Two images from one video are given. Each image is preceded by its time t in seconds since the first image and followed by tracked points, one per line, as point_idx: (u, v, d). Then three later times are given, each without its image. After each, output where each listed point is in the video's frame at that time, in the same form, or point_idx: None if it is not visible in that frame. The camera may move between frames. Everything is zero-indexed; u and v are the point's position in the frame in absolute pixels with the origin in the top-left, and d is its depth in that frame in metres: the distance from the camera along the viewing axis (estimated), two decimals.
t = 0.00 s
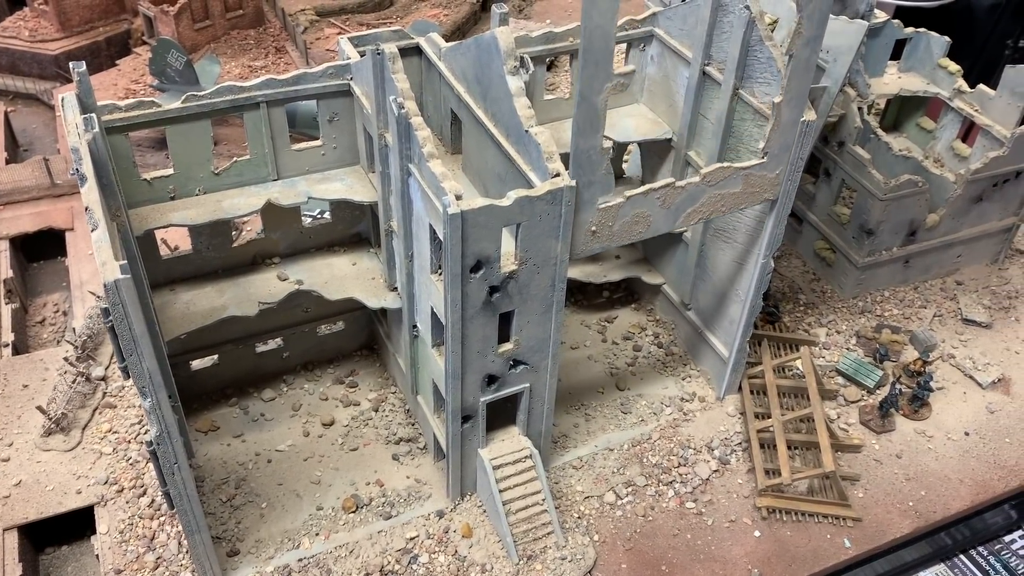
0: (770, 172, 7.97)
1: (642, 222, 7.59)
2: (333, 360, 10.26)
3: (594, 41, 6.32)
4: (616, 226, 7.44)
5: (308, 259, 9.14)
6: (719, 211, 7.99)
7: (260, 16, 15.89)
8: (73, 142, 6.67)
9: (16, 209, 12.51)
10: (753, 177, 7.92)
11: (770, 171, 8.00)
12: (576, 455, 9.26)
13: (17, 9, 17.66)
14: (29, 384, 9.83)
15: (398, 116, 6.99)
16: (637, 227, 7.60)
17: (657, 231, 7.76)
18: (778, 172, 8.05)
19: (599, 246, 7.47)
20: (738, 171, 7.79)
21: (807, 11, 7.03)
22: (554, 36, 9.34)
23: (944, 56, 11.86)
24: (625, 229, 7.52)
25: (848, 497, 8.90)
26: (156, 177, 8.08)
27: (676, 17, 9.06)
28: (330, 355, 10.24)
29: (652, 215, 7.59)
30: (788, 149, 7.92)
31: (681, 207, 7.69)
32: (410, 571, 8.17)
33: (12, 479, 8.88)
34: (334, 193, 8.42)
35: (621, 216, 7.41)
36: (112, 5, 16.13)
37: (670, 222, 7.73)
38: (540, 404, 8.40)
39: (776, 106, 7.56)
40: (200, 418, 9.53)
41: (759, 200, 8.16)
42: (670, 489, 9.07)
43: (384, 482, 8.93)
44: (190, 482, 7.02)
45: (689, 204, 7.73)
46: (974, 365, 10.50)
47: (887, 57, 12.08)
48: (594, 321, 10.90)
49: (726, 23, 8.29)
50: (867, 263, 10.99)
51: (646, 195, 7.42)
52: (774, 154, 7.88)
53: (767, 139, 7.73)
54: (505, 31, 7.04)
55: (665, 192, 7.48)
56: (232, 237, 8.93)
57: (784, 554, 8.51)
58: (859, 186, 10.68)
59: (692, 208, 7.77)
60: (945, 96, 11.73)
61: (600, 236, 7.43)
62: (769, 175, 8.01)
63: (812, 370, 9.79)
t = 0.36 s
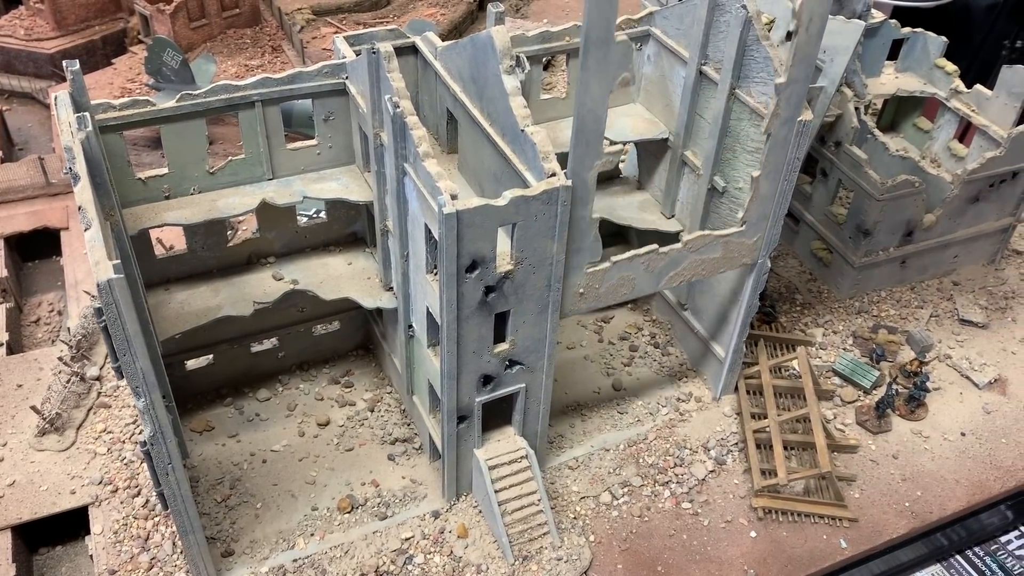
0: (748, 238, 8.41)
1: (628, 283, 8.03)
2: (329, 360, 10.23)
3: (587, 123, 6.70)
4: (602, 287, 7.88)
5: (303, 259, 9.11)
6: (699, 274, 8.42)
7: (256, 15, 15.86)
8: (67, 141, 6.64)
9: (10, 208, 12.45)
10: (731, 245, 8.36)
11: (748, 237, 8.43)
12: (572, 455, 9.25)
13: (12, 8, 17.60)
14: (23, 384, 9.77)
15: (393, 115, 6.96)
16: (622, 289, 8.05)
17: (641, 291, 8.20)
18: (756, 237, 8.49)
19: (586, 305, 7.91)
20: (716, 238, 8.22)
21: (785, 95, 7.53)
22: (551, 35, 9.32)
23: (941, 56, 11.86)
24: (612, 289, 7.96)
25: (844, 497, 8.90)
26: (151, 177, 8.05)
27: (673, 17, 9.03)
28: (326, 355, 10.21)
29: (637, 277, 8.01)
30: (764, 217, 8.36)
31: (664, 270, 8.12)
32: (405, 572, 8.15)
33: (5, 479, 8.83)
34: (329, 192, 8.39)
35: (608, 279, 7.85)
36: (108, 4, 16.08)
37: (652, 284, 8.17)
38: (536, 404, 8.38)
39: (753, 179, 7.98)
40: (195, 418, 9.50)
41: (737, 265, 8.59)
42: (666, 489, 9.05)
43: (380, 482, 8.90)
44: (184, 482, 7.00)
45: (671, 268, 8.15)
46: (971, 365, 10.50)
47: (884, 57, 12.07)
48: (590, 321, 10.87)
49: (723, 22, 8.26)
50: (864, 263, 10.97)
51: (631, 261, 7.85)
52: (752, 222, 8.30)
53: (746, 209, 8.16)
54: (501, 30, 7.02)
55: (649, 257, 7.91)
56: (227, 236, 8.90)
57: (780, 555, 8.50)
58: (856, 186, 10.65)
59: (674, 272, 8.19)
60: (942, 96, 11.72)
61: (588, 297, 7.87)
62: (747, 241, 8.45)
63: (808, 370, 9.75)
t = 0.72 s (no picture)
0: (731, 295, 8.86)
1: (617, 342, 8.49)
2: (326, 361, 10.22)
3: (575, 206, 7.06)
4: (593, 347, 8.34)
5: (300, 259, 9.10)
6: (685, 330, 8.88)
7: (253, 15, 15.84)
8: (63, 142, 6.62)
9: (7, 208, 12.42)
10: (715, 302, 8.82)
11: (732, 293, 8.89)
12: (569, 456, 9.25)
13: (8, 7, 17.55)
14: (19, 384, 9.74)
15: (390, 116, 6.95)
16: (611, 347, 8.52)
17: (630, 348, 8.67)
18: (739, 295, 8.95)
19: (578, 362, 8.39)
20: (701, 297, 8.69)
21: (762, 169, 7.96)
22: (548, 36, 9.31)
23: (938, 57, 11.87)
24: (601, 347, 8.43)
25: (841, 498, 8.90)
26: (147, 177, 8.03)
27: (670, 18, 9.03)
28: (323, 356, 10.20)
29: (625, 336, 8.49)
30: (746, 276, 8.82)
31: (651, 328, 8.59)
32: (402, 573, 8.15)
33: (2, 480, 8.82)
34: (326, 193, 8.38)
35: (597, 339, 8.31)
36: (105, 3, 16.05)
37: (640, 341, 8.63)
38: (533, 405, 8.38)
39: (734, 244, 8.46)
40: (191, 418, 9.48)
41: (721, 320, 9.06)
42: (663, 490, 9.06)
43: (377, 483, 8.90)
44: (181, 483, 6.99)
45: (657, 326, 8.62)
46: (968, 366, 10.52)
47: (881, 57, 12.09)
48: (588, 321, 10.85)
49: (721, 23, 8.26)
50: (861, 264, 10.97)
51: (620, 322, 8.32)
52: (735, 281, 8.78)
53: (728, 270, 8.63)
54: (497, 30, 7.03)
55: (636, 317, 8.38)
56: (224, 236, 8.89)
57: (776, 555, 8.51)
58: (853, 187, 10.65)
59: (660, 329, 8.65)
60: (939, 97, 11.73)
61: (579, 355, 8.33)
62: (730, 299, 8.92)
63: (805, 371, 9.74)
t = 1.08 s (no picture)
0: (718, 342, 9.25)
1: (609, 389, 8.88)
2: (325, 359, 10.20)
3: (568, 272, 7.45)
4: (586, 394, 8.74)
5: (299, 257, 9.07)
6: (674, 374, 9.26)
7: (252, 13, 15.81)
8: (61, 139, 6.59)
9: (5, 206, 12.38)
10: (703, 349, 9.21)
11: (719, 341, 9.27)
12: (568, 455, 9.24)
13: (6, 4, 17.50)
14: (17, 383, 9.71)
15: (390, 114, 6.93)
16: (603, 393, 8.90)
17: (621, 393, 9.05)
18: (726, 341, 9.34)
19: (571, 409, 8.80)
20: (689, 345, 9.07)
21: (745, 229, 8.36)
22: (548, 34, 9.26)
23: (938, 56, 11.85)
24: (594, 394, 8.81)
25: (841, 497, 8.88)
26: (146, 175, 8.00)
27: (670, 16, 9.02)
28: (322, 355, 10.17)
29: (617, 383, 8.87)
30: (733, 324, 9.20)
31: (641, 375, 8.97)
32: (401, 572, 8.13)
33: None
34: (326, 191, 8.36)
35: (589, 387, 8.71)
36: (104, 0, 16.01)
37: (631, 387, 9.02)
38: (533, 403, 8.36)
39: (720, 297, 8.86)
40: (190, 417, 9.46)
41: (708, 365, 9.45)
42: (663, 489, 9.04)
43: (376, 482, 8.87)
44: (180, 481, 6.96)
45: (647, 372, 8.99)
46: (968, 365, 10.51)
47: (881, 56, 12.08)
48: (587, 320, 10.79)
49: (721, 21, 8.24)
50: (861, 263, 10.96)
51: (611, 370, 8.72)
52: (721, 330, 9.17)
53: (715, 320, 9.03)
54: (498, 28, 7.05)
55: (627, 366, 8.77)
56: (223, 234, 8.86)
57: (776, 554, 8.49)
58: (853, 186, 10.63)
59: (649, 375, 9.03)
60: (939, 96, 11.72)
61: (572, 402, 8.74)
62: (717, 345, 9.30)
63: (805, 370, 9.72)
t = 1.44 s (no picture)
0: (713, 367, 9.45)
1: (606, 414, 9.06)
2: (325, 358, 10.17)
3: (566, 304, 7.67)
4: (583, 419, 8.94)
5: (300, 256, 9.04)
6: (669, 399, 9.45)
7: (252, 10, 15.77)
8: (60, 137, 6.55)
9: (5, 203, 12.34)
10: (698, 374, 9.40)
11: (713, 366, 9.47)
12: (569, 454, 9.22)
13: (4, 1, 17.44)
14: (17, 382, 9.67)
15: (391, 112, 6.89)
16: (600, 418, 9.08)
17: (618, 418, 9.23)
18: (720, 366, 9.53)
19: (570, 433, 9.01)
20: (684, 371, 9.25)
21: (740, 261, 8.59)
22: (549, 32, 9.23)
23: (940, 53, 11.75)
24: (591, 419, 9.00)
25: (843, 496, 8.86)
26: (146, 173, 7.97)
27: (672, 14, 9.00)
28: (322, 353, 10.14)
29: (613, 409, 9.05)
30: (728, 350, 9.40)
31: (637, 400, 9.14)
32: (402, 571, 8.11)
33: None
34: (326, 189, 8.32)
35: (586, 413, 8.90)
36: None
37: (627, 412, 9.19)
38: (534, 402, 8.33)
39: (714, 325, 9.08)
40: (190, 416, 9.43)
41: (702, 389, 9.65)
42: (664, 488, 9.02)
43: (376, 481, 8.85)
44: (180, 481, 6.94)
45: (643, 397, 9.17)
46: (969, 364, 10.49)
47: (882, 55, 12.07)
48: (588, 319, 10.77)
49: (723, 19, 8.21)
50: (863, 262, 10.93)
51: (607, 397, 8.90)
52: (715, 356, 9.37)
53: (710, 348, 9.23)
54: (499, 26, 7.04)
55: (623, 393, 8.96)
56: (223, 232, 8.82)
57: (777, 554, 8.47)
58: (855, 185, 10.59)
59: (645, 400, 9.21)
60: (941, 94, 11.65)
61: (571, 427, 8.94)
62: (712, 370, 9.49)
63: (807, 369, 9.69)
